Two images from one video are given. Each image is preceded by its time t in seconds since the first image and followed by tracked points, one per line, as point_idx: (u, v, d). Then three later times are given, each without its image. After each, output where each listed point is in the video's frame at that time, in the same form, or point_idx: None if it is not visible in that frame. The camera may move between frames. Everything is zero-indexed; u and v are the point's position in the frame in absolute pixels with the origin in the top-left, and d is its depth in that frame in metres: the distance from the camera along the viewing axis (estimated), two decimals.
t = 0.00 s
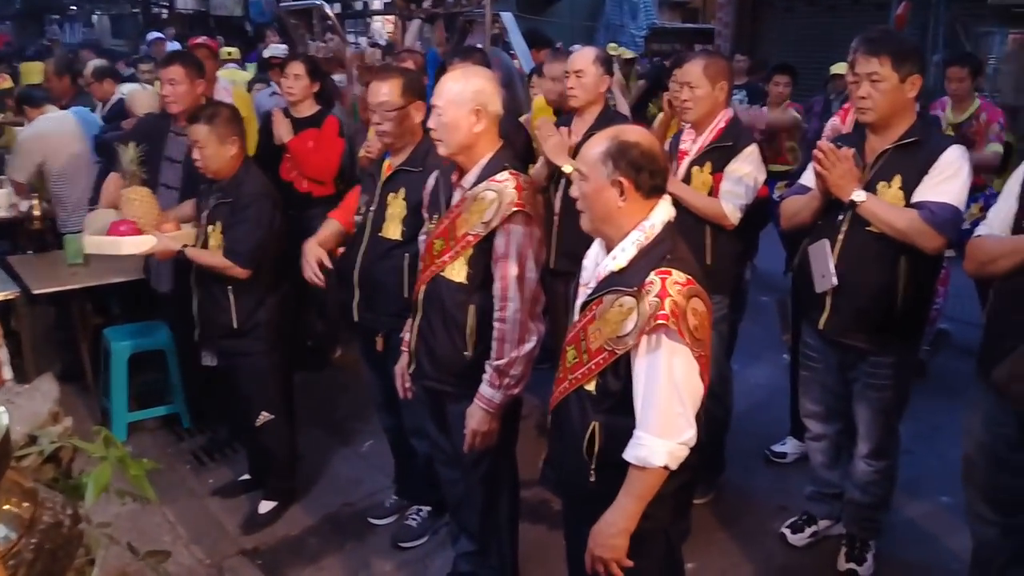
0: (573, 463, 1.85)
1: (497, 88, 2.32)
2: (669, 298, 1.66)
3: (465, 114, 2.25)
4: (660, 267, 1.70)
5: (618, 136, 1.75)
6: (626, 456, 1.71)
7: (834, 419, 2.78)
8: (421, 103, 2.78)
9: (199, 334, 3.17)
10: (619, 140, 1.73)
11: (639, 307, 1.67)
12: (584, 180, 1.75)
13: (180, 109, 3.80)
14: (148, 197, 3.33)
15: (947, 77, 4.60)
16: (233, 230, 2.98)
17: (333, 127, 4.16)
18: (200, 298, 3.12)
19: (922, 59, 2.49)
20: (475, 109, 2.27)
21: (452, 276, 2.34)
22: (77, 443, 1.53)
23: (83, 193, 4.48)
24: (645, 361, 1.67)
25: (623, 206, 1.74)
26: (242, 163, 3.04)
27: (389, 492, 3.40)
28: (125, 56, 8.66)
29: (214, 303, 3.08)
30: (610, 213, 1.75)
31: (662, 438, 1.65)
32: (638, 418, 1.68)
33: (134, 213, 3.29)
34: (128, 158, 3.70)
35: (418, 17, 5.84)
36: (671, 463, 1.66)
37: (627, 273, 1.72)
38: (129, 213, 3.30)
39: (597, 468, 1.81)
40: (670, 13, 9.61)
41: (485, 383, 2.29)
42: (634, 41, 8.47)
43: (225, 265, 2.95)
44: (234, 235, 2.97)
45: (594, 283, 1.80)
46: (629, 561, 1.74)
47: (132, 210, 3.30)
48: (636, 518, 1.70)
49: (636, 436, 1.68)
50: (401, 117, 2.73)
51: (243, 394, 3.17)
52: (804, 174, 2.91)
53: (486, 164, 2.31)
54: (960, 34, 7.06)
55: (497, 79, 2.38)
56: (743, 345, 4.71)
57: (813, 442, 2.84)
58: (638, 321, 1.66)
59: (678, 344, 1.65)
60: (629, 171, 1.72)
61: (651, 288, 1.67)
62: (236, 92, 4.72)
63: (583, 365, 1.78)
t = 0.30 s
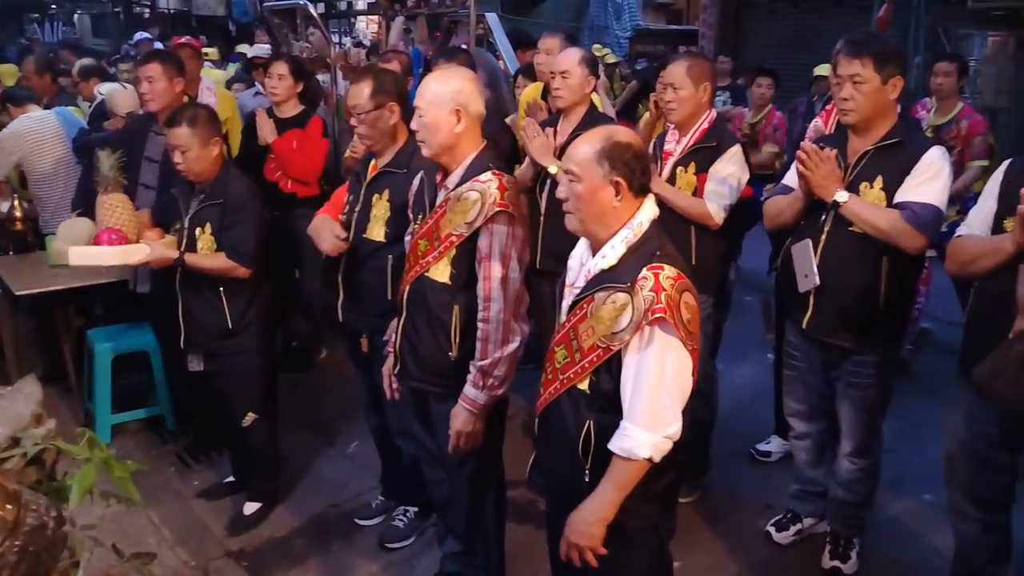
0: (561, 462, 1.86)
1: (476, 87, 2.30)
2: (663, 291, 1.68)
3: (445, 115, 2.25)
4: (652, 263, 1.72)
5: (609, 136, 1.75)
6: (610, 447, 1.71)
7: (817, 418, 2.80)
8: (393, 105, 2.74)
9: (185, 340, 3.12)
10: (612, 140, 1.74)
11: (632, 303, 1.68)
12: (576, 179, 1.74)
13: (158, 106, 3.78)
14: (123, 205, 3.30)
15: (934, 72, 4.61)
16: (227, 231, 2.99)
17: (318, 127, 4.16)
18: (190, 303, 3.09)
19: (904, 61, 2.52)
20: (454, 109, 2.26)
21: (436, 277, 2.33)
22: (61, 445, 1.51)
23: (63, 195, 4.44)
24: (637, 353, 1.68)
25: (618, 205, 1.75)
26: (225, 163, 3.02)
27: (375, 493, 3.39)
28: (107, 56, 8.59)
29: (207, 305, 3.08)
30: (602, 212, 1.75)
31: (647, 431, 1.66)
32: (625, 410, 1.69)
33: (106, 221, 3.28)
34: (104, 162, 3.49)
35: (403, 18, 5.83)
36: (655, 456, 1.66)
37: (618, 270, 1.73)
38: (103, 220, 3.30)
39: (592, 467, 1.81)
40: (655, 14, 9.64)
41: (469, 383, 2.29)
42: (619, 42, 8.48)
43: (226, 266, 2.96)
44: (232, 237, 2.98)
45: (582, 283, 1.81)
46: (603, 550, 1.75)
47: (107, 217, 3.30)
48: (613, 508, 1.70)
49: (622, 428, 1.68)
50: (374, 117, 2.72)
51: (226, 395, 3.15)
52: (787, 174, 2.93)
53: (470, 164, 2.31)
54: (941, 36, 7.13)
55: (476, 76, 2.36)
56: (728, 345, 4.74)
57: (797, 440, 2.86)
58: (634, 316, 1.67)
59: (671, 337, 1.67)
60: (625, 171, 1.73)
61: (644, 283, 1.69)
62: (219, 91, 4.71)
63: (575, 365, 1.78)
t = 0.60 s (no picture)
0: (527, 460, 1.86)
1: (442, 86, 2.30)
2: (632, 289, 1.68)
3: (411, 114, 2.24)
4: (620, 262, 1.73)
5: (579, 135, 1.76)
6: (584, 446, 1.71)
7: (780, 413, 2.83)
8: (358, 105, 2.73)
9: (147, 353, 2.98)
10: (584, 138, 1.75)
11: (601, 300, 1.69)
12: (547, 177, 1.74)
13: (111, 105, 3.73)
14: (90, 220, 2.86)
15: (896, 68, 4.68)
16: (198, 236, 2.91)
17: (282, 126, 4.13)
18: (156, 311, 2.98)
19: (866, 61, 2.56)
20: (420, 109, 2.25)
21: (404, 277, 2.32)
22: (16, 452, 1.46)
23: (22, 194, 4.19)
24: (609, 351, 1.68)
25: (590, 202, 1.76)
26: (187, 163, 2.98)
27: (341, 495, 3.37)
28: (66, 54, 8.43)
29: (174, 315, 2.97)
30: (573, 210, 1.76)
31: (621, 428, 1.66)
32: (597, 409, 1.69)
33: (69, 237, 2.82)
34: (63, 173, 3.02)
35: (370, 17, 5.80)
36: (628, 453, 1.67)
37: (587, 268, 1.73)
38: (62, 235, 2.84)
39: (558, 463, 1.81)
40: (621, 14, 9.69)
41: (435, 383, 2.28)
42: (586, 41, 8.48)
43: (209, 274, 2.91)
44: (210, 244, 2.92)
45: (551, 280, 1.81)
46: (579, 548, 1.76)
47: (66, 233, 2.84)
48: (588, 507, 1.70)
49: (595, 427, 1.68)
50: (339, 118, 2.72)
51: (186, 406, 3.03)
52: (751, 173, 2.96)
53: (439, 163, 2.31)
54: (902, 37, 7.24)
55: (443, 75, 2.36)
56: (694, 342, 4.77)
57: (761, 435, 2.89)
58: (602, 313, 1.68)
59: (642, 335, 1.67)
60: (596, 169, 1.74)
61: (612, 282, 1.69)
62: (182, 92, 4.70)
63: (542, 361, 1.78)
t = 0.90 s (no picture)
0: (499, 459, 1.86)
1: (406, 85, 2.29)
2: (599, 292, 1.70)
3: (375, 114, 2.23)
4: (589, 263, 1.74)
5: (545, 134, 1.77)
6: (569, 450, 1.72)
7: (748, 410, 2.87)
8: (319, 104, 2.72)
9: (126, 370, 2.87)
10: (548, 137, 1.75)
11: (567, 301, 1.69)
12: (513, 178, 1.75)
13: (71, 104, 3.66)
14: (65, 232, 2.75)
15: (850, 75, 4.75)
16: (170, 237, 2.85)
17: (246, 126, 4.07)
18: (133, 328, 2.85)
19: (825, 63, 2.61)
20: (385, 108, 2.24)
21: (371, 277, 2.31)
22: None
23: None
24: (583, 353, 1.69)
25: (555, 202, 1.77)
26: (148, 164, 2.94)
27: (310, 499, 3.35)
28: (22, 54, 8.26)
29: (153, 331, 2.89)
30: (540, 209, 1.77)
31: (604, 429, 1.68)
32: (578, 411, 1.70)
33: (47, 250, 2.68)
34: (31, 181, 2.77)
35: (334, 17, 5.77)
36: (615, 452, 1.69)
37: (555, 268, 1.74)
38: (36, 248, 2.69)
39: (526, 462, 1.82)
40: (585, 17, 9.74)
41: (404, 385, 2.28)
42: (551, 43, 8.50)
43: (188, 276, 2.86)
44: (184, 244, 2.88)
45: (520, 278, 1.81)
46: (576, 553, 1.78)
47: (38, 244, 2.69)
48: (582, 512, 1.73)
49: (579, 430, 1.69)
50: (300, 117, 2.69)
51: (167, 413, 3.00)
52: (715, 173, 2.99)
53: (404, 164, 2.30)
54: (860, 41, 7.37)
55: (406, 73, 2.35)
56: (661, 341, 4.81)
57: (729, 432, 2.92)
58: (567, 314, 1.68)
59: (611, 338, 1.69)
60: (562, 169, 1.75)
61: (579, 283, 1.70)
62: (142, 90, 4.57)
63: (510, 360, 1.79)
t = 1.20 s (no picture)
0: (482, 462, 1.85)
1: (384, 88, 2.29)
2: (586, 295, 1.70)
3: (354, 117, 2.23)
4: (575, 267, 1.74)
5: (530, 136, 1.77)
6: (558, 452, 1.73)
7: (729, 411, 2.88)
8: (300, 106, 2.73)
9: (123, 384, 2.68)
10: (533, 139, 1.76)
11: (555, 305, 1.69)
12: (498, 180, 1.75)
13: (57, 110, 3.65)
14: (69, 250, 2.45)
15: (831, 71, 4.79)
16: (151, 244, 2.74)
17: (224, 129, 4.06)
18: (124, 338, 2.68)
19: (802, 65, 2.63)
20: (363, 111, 2.24)
21: (350, 282, 2.30)
22: None
23: None
24: (570, 358, 1.69)
25: (540, 205, 1.77)
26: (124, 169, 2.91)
27: (291, 505, 3.32)
28: None
29: (142, 340, 2.73)
30: (525, 212, 1.77)
31: (595, 431, 1.68)
32: (568, 415, 1.70)
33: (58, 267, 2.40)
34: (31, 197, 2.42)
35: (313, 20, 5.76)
36: (605, 453, 1.70)
37: (542, 271, 1.74)
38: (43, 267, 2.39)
39: (510, 464, 1.81)
40: (565, 21, 9.78)
41: (378, 386, 2.25)
42: (531, 46, 8.53)
43: (176, 283, 2.78)
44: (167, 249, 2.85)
45: (506, 281, 1.81)
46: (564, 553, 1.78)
47: (38, 260, 2.40)
48: (571, 512, 1.73)
49: (569, 432, 1.70)
50: (281, 119, 2.69)
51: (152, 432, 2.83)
52: (695, 175, 3.01)
53: (382, 167, 2.29)
54: (837, 43, 7.43)
55: (384, 76, 2.35)
56: (643, 343, 4.83)
57: (711, 433, 2.93)
58: (555, 318, 1.68)
59: (602, 343, 1.69)
60: (546, 171, 1.75)
61: (566, 287, 1.70)
62: (118, 94, 4.53)
63: (496, 363, 1.78)
